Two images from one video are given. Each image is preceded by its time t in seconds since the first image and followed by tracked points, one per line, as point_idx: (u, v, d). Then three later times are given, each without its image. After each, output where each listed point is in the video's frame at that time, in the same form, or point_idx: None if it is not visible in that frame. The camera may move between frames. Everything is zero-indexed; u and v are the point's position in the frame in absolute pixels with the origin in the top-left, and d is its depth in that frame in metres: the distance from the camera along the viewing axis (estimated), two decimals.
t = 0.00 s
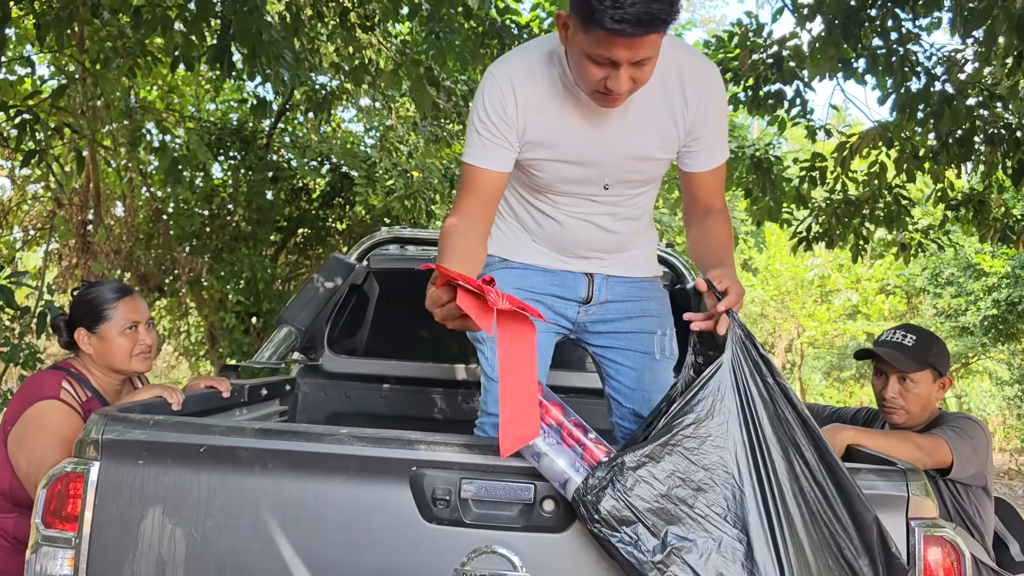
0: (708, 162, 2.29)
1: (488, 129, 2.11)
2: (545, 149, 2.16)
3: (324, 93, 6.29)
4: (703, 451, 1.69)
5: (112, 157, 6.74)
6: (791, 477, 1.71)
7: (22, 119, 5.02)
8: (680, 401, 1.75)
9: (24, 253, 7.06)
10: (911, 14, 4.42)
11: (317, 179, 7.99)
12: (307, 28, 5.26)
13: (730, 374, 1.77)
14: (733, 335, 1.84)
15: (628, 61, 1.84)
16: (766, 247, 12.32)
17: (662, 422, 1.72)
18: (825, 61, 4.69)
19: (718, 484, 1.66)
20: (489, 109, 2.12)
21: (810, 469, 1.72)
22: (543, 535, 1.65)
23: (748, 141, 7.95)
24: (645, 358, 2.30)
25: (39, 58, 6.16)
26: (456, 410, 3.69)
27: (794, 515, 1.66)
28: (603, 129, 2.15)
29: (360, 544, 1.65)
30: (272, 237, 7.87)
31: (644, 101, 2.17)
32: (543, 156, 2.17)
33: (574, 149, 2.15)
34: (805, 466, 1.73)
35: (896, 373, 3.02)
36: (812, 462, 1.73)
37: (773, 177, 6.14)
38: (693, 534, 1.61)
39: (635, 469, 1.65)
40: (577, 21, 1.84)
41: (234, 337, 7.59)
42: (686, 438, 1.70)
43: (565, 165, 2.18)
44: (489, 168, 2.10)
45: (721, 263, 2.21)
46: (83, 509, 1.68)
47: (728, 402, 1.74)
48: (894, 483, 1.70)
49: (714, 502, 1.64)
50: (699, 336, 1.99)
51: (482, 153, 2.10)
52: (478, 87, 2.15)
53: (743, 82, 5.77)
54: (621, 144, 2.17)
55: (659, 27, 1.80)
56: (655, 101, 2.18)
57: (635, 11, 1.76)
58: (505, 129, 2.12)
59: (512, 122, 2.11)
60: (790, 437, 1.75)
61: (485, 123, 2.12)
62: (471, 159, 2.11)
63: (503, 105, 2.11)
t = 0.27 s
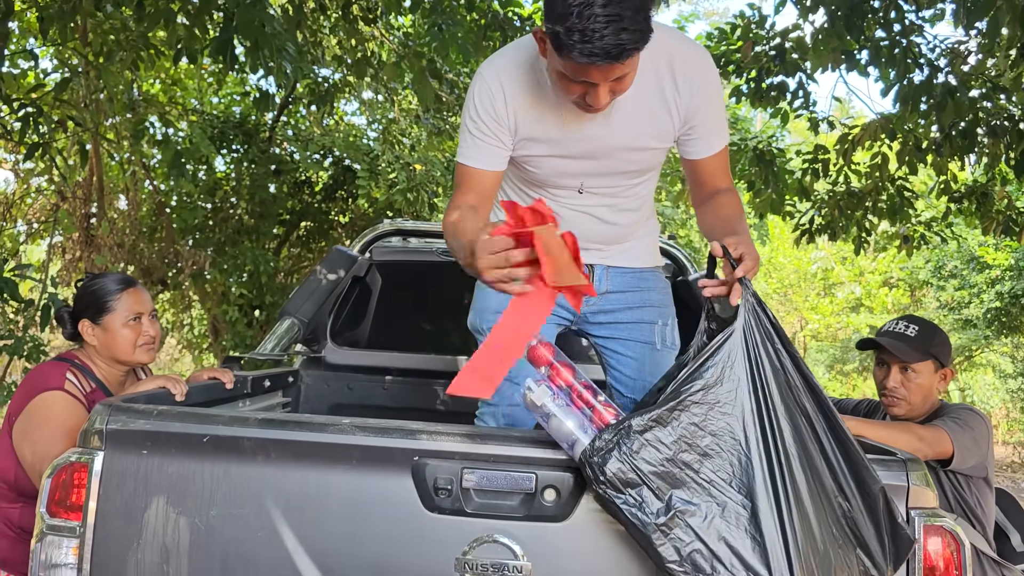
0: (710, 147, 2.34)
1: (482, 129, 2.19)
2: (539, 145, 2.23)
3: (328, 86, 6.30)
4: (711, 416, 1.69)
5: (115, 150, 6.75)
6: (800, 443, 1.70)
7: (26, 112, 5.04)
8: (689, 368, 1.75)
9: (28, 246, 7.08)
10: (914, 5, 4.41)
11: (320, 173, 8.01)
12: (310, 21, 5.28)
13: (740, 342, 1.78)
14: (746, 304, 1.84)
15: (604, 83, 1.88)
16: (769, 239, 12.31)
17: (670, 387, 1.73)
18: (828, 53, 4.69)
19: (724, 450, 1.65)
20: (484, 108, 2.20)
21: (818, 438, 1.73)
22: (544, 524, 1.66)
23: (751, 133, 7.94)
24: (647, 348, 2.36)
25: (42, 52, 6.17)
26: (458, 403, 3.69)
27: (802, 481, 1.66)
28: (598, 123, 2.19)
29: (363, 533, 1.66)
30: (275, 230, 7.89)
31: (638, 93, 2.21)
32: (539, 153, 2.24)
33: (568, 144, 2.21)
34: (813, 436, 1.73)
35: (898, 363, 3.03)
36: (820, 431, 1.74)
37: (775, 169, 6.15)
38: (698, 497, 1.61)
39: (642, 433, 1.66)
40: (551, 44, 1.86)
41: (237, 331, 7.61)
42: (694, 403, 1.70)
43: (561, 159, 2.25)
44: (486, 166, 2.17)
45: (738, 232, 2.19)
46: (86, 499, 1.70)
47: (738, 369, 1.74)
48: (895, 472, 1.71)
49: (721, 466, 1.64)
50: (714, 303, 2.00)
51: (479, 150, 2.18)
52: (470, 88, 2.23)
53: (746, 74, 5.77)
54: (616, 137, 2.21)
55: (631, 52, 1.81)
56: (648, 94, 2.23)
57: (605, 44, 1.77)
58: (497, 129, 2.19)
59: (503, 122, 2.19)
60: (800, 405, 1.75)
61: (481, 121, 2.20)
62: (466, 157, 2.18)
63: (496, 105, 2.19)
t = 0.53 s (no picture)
0: (708, 131, 2.35)
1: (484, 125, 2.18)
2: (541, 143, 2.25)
3: (329, 79, 6.30)
4: (708, 386, 1.69)
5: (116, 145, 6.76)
6: (798, 410, 1.70)
7: (27, 105, 5.05)
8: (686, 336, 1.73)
9: (31, 240, 7.10)
10: None
11: (322, 167, 8.01)
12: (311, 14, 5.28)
13: (738, 309, 1.74)
14: (744, 270, 1.79)
15: (595, 78, 1.88)
16: (771, 233, 12.30)
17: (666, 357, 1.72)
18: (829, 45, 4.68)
19: (722, 419, 1.67)
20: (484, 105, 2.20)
21: (818, 404, 1.71)
22: (541, 514, 1.66)
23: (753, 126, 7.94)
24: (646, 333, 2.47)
25: (43, 46, 6.18)
26: (458, 395, 3.69)
27: (800, 449, 1.66)
28: (597, 118, 2.21)
29: (360, 522, 1.67)
30: (277, 224, 7.90)
31: (635, 87, 2.22)
32: (541, 150, 2.27)
33: (569, 141, 2.23)
34: (813, 402, 1.71)
35: (900, 349, 3.04)
36: (822, 396, 1.71)
37: (776, 162, 6.13)
38: (696, 467, 1.63)
39: (640, 405, 1.66)
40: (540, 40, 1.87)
41: (240, 325, 7.61)
42: (691, 373, 1.69)
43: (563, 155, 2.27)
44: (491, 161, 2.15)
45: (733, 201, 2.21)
46: (86, 489, 1.71)
47: (736, 337, 1.72)
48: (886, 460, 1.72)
49: (718, 436, 1.65)
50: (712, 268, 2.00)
51: (484, 147, 2.16)
52: (468, 84, 2.23)
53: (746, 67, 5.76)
54: (616, 132, 2.24)
55: (619, 46, 1.82)
56: (645, 86, 2.23)
57: (592, 40, 1.78)
58: (502, 126, 2.19)
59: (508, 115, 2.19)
60: (800, 371, 1.73)
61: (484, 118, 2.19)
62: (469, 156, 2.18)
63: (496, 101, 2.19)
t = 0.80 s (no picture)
0: (719, 123, 2.36)
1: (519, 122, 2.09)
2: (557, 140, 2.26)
3: (328, 73, 6.30)
4: (699, 360, 1.70)
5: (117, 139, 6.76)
6: (793, 382, 1.70)
7: (26, 100, 5.04)
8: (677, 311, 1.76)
9: (31, 234, 7.11)
10: None
11: (322, 161, 8.01)
12: (310, 9, 5.28)
13: (728, 283, 1.76)
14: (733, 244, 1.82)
15: (612, 72, 1.89)
16: (772, 227, 12.30)
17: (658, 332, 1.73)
18: (828, 39, 4.67)
19: (715, 393, 1.68)
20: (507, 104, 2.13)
21: (811, 376, 1.72)
22: (535, 506, 1.66)
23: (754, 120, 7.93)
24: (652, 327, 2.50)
25: (43, 40, 6.17)
26: (457, 388, 3.74)
27: (794, 421, 1.66)
28: (614, 113, 2.22)
29: (355, 515, 1.67)
30: (277, 219, 7.91)
31: (652, 83, 2.23)
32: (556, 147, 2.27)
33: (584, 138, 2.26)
34: (806, 374, 1.72)
35: (899, 340, 3.04)
36: (815, 367, 1.72)
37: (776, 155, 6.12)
38: (690, 442, 1.64)
39: (631, 381, 1.67)
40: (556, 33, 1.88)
41: (240, 319, 7.62)
42: (682, 348, 1.71)
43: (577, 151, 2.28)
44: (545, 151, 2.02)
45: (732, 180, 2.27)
46: (82, 482, 1.71)
47: (726, 312, 1.74)
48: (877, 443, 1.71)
49: (710, 409, 1.66)
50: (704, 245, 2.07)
51: (528, 142, 2.04)
52: (491, 78, 2.19)
53: (746, 60, 5.75)
54: (630, 129, 2.26)
55: (637, 40, 1.82)
56: (660, 82, 2.24)
57: (609, 31, 1.78)
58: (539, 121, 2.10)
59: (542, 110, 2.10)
60: (793, 344, 1.74)
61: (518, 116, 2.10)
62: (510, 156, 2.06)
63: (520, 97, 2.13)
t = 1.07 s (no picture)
0: (752, 125, 2.38)
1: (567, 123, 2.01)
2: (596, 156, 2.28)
3: (326, 68, 6.28)
4: (707, 331, 1.73)
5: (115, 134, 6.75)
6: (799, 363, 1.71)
7: (24, 95, 5.03)
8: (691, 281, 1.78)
9: (30, 229, 7.11)
10: None
11: (321, 156, 7.99)
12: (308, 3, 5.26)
13: (746, 260, 1.79)
14: (758, 221, 1.84)
15: (656, 97, 1.90)
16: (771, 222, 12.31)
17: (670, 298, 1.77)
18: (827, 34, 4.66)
19: (719, 365, 1.69)
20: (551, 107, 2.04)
21: (820, 363, 1.72)
22: (534, 502, 1.66)
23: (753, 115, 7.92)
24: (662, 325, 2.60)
25: (41, 35, 6.16)
26: (455, 383, 3.72)
27: (795, 401, 1.67)
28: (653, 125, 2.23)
29: (352, 511, 1.67)
30: (276, 214, 7.90)
31: (693, 98, 2.22)
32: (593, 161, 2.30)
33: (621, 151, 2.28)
34: (815, 360, 1.72)
35: (899, 340, 3.04)
36: (824, 356, 1.72)
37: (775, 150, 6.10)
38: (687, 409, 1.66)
39: (638, 341, 1.71)
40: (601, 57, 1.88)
41: (239, 314, 7.61)
42: (691, 317, 1.73)
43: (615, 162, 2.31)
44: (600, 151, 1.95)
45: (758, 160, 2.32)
46: (80, 477, 1.71)
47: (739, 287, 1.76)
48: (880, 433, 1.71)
49: (712, 381, 1.68)
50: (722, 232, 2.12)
51: (581, 143, 1.96)
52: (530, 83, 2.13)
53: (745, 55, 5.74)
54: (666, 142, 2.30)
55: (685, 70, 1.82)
56: (700, 97, 2.23)
57: (656, 64, 1.78)
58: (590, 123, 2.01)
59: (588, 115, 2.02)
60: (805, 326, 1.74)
61: (567, 116, 2.01)
62: (559, 158, 1.98)
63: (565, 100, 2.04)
